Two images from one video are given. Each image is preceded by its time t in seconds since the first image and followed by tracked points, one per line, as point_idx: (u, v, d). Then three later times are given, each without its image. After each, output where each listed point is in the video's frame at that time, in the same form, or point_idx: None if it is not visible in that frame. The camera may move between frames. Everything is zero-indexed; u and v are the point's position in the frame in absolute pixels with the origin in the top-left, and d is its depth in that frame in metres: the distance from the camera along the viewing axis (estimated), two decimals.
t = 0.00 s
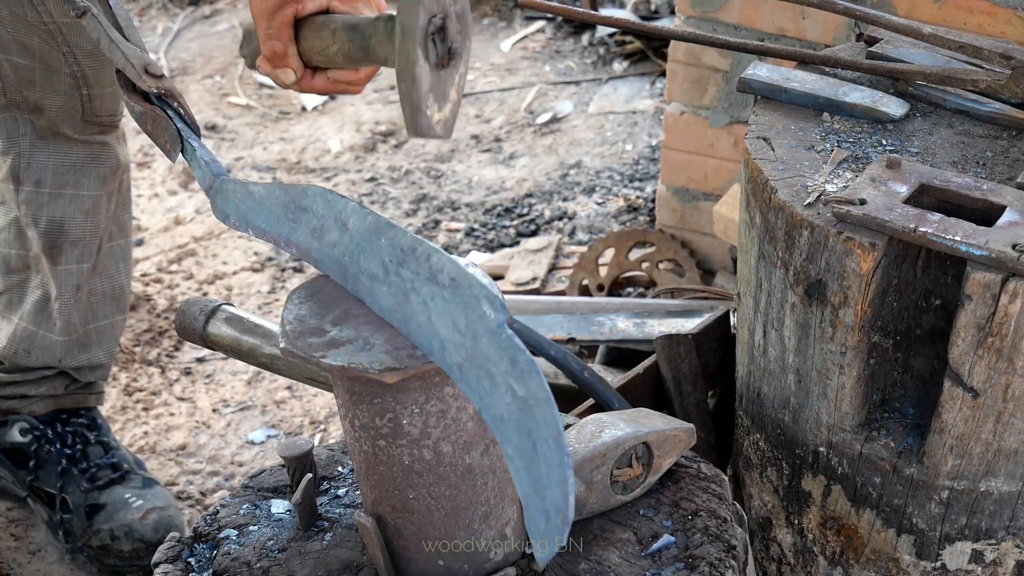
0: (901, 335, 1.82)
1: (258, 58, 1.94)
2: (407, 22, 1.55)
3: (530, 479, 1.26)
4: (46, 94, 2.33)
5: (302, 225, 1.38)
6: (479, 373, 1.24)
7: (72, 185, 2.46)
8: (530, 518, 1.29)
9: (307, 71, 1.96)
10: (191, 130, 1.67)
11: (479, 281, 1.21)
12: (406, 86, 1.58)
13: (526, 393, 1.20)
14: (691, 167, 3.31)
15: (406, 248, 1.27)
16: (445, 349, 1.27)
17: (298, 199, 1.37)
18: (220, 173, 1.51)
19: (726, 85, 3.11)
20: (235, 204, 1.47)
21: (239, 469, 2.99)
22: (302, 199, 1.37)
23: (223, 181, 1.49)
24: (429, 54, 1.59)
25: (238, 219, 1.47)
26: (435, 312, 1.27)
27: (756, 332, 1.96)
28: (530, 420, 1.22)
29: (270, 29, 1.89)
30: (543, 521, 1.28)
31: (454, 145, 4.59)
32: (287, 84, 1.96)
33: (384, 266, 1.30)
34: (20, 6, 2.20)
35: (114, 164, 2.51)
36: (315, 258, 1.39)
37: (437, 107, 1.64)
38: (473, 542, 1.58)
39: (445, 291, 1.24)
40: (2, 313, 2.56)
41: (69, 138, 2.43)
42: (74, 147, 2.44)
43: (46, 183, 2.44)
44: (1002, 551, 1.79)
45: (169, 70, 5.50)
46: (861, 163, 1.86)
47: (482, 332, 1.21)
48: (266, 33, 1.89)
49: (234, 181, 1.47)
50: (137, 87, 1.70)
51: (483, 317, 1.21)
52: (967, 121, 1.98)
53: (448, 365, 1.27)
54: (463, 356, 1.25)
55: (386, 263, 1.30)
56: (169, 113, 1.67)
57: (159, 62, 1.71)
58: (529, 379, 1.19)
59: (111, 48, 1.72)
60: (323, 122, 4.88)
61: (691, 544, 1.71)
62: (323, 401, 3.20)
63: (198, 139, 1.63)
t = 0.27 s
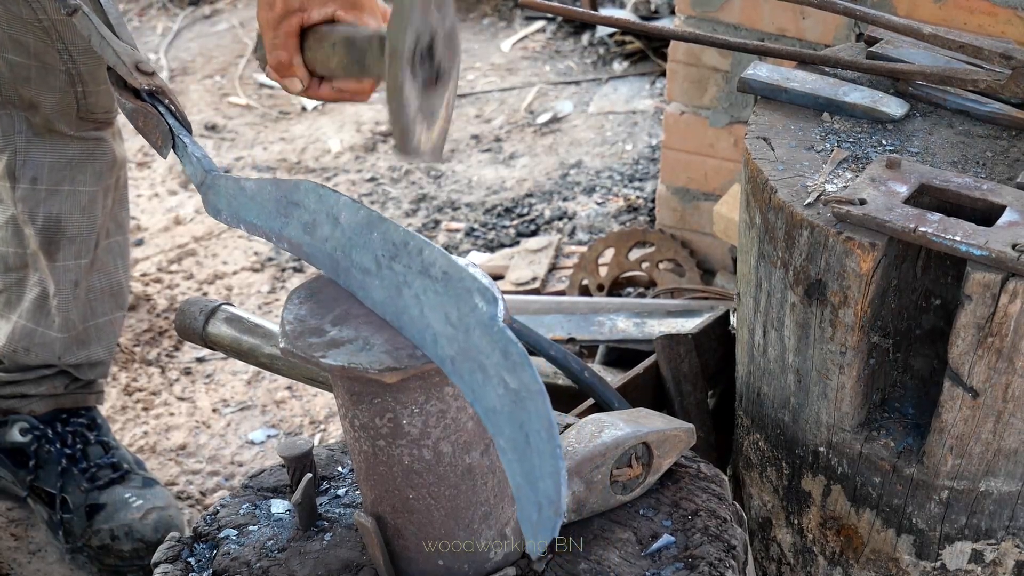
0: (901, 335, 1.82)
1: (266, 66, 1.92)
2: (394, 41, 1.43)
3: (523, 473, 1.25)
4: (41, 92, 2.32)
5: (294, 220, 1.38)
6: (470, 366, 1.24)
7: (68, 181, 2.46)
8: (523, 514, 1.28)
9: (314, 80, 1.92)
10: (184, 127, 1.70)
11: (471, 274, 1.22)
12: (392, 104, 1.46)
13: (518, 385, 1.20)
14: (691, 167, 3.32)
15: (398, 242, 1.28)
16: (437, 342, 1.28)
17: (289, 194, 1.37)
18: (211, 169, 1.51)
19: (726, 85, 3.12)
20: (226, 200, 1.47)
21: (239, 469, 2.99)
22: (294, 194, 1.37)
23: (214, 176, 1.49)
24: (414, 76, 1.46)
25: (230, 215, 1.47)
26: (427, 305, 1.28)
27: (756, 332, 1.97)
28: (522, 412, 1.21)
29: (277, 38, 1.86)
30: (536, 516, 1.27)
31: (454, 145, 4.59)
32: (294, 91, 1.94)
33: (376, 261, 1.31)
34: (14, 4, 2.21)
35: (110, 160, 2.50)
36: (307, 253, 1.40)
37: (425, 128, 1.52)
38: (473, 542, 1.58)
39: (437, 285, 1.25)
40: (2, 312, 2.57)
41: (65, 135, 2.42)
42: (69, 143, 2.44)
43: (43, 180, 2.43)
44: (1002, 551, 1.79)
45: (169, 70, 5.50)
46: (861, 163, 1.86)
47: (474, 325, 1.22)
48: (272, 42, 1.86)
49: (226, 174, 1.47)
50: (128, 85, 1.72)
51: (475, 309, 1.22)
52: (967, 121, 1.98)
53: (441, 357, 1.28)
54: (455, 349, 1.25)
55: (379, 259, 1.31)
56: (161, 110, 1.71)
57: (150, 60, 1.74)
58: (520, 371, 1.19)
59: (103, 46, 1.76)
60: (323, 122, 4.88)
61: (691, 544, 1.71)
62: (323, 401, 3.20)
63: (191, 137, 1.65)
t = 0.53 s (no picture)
0: (901, 335, 1.83)
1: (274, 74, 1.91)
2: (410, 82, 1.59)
3: (511, 457, 1.25)
4: (35, 89, 2.32)
5: (281, 212, 1.39)
6: (459, 351, 1.25)
7: (64, 177, 2.46)
8: (512, 500, 1.27)
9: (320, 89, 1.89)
10: (169, 122, 1.71)
11: (459, 261, 1.23)
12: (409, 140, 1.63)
13: (506, 369, 1.20)
14: (691, 167, 3.31)
15: (385, 231, 1.29)
16: (426, 330, 1.29)
17: (276, 185, 1.38)
18: (198, 164, 1.53)
19: (726, 85, 3.12)
20: (213, 194, 1.48)
21: (239, 469, 2.99)
22: (281, 185, 1.37)
23: (201, 173, 1.51)
24: (430, 110, 1.61)
25: (217, 207, 1.47)
26: (415, 293, 1.28)
27: (756, 331, 1.97)
28: (511, 397, 1.22)
29: (285, 46, 1.87)
30: (524, 501, 1.26)
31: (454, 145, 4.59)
32: (300, 99, 1.91)
33: (363, 250, 1.32)
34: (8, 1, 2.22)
35: (106, 154, 2.51)
36: (294, 244, 1.39)
37: (439, 164, 1.70)
38: (473, 542, 1.58)
39: (425, 272, 1.26)
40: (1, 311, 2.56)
41: (60, 132, 2.42)
42: (64, 140, 2.44)
43: (39, 177, 2.43)
44: (1002, 551, 1.79)
45: (169, 70, 5.50)
46: (861, 163, 1.86)
47: (462, 310, 1.23)
48: (280, 49, 1.87)
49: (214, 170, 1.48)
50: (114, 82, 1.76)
51: (463, 296, 1.23)
52: (967, 121, 1.98)
53: (429, 344, 1.29)
54: (444, 336, 1.26)
55: (365, 247, 1.32)
56: (146, 105, 1.72)
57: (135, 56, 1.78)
58: (509, 356, 1.20)
59: (89, 42, 1.82)
60: (323, 122, 4.88)
61: (691, 543, 1.71)
62: (324, 401, 3.20)
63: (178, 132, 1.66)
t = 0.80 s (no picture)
0: (902, 335, 1.82)
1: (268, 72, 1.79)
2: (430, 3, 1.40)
3: (512, 450, 1.26)
4: (31, 87, 2.31)
5: (276, 215, 1.39)
6: (458, 347, 1.25)
7: (63, 175, 2.45)
8: (512, 493, 1.29)
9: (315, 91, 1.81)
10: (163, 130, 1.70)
11: (457, 257, 1.22)
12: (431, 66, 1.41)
13: (506, 363, 1.21)
14: (691, 167, 3.31)
15: (381, 229, 1.28)
16: (424, 327, 1.30)
17: (269, 188, 1.37)
18: (192, 169, 1.52)
19: (726, 85, 3.11)
20: (208, 200, 1.48)
21: (239, 469, 2.99)
22: (275, 188, 1.37)
23: (194, 179, 1.50)
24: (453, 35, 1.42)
25: (211, 213, 1.48)
26: (413, 291, 1.28)
27: (756, 331, 1.97)
28: (511, 391, 1.22)
29: (283, 48, 1.71)
30: (525, 494, 1.28)
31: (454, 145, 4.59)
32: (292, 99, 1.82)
33: (360, 249, 1.31)
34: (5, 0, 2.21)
35: (104, 153, 2.50)
36: (290, 246, 1.39)
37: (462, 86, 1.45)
38: (473, 542, 1.58)
39: (422, 269, 1.25)
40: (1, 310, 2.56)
41: (58, 130, 2.41)
42: (62, 138, 2.43)
43: (37, 175, 2.43)
44: (1002, 551, 1.79)
45: (169, 70, 5.49)
46: (861, 163, 1.86)
47: (461, 305, 1.23)
48: (278, 51, 1.72)
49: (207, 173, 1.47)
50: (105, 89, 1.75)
51: (462, 292, 1.22)
52: (967, 121, 1.98)
53: (427, 340, 1.29)
54: (442, 332, 1.27)
55: (362, 246, 1.31)
56: (138, 113, 1.71)
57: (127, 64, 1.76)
58: (509, 350, 1.20)
59: (81, 51, 1.77)
60: (323, 122, 4.88)
61: (691, 544, 1.71)
62: (324, 401, 3.20)
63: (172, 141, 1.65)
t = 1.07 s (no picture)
0: (902, 335, 1.82)
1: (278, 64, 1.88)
2: (440, 121, 1.35)
3: (512, 448, 1.26)
4: (31, 88, 2.31)
5: (271, 216, 1.37)
6: (457, 345, 1.25)
7: (63, 175, 2.45)
8: (513, 491, 1.29)
9: (324, 87, 1.89)
10: (154, 132, 1.70)
11: (455, 255, 1.22)
12: (432, 180, 1.38)
13: (506, 361, 1.21)
14: (691, 167, 3.32)
15: (379, 229, 1.28)
16: (422, 326, 1.30)
17: (265, 189, 1.36)
18: (186, 172, 1.52)
19: (726, 85, 3.12)
20: (202, 202, 1.47)
21: (239, 469, 2.99)
22: (271, 189, 1.36)
23: (189, 181, 1.49)
24: (462, 155, 1.38)
25: (206, 216, 1.47)
26: (412, 290, 1.28)
27: (756, 332, 1.97)
28: (511, 389, 1.22)
29: (294, 41, 1.81)
30: (527, 492, 1.28)
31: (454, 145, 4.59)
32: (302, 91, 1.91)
33: (357, 250, 1.31)
34: None
35: (104, 153, 2.51)
36: (286, 248, 1.38)
37: (462, 203, 1.44)
38: (473, 542, 1.58)
39: (420, 268, 1.25)
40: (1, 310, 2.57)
41: (58, 130, 2.41)
42: (61, 138, 2.42)
43: (37, 175, 2.43)
44: (1002, 551, 1.79)
45: (169, 70, 5.50)
46: (861, 163, 1.86)
47: (460, 304, 1.23)
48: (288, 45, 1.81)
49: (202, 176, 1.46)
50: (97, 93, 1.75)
51: (461, 290, 1.22)
52: (967, 122, 1.98)
53: (427, 340, 1.30)
54: (441, 331, 1.27)
55: (359, 246, 1.31)
56: (131, 116, 1.72)
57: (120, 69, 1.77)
58: (509, 347, 1.20)
59: (73, 55, 1.78)
60: (323, 122, 4.88)
61: (691, 544, 1.71)
62: (324, 401, 3.20)
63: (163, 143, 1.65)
